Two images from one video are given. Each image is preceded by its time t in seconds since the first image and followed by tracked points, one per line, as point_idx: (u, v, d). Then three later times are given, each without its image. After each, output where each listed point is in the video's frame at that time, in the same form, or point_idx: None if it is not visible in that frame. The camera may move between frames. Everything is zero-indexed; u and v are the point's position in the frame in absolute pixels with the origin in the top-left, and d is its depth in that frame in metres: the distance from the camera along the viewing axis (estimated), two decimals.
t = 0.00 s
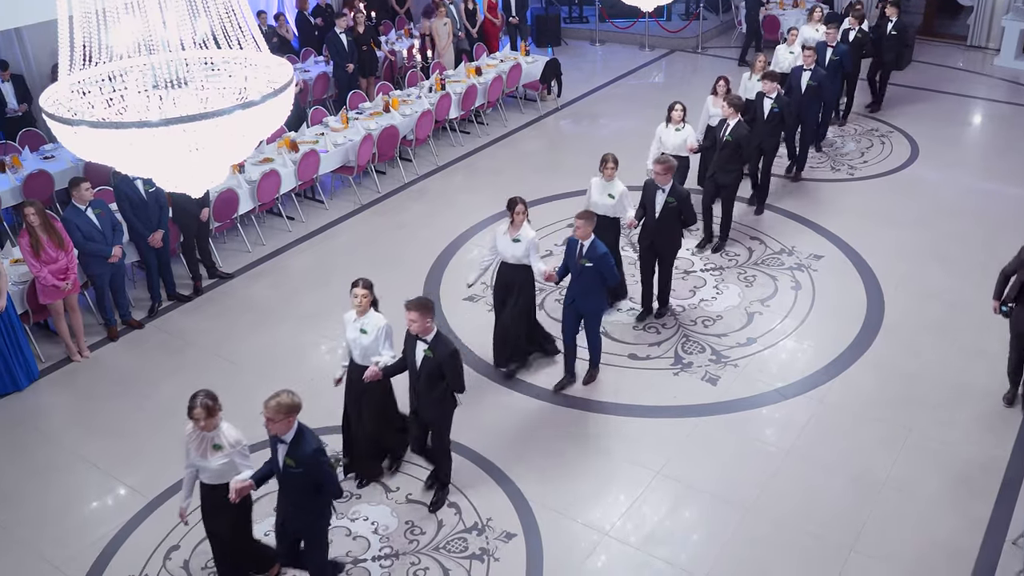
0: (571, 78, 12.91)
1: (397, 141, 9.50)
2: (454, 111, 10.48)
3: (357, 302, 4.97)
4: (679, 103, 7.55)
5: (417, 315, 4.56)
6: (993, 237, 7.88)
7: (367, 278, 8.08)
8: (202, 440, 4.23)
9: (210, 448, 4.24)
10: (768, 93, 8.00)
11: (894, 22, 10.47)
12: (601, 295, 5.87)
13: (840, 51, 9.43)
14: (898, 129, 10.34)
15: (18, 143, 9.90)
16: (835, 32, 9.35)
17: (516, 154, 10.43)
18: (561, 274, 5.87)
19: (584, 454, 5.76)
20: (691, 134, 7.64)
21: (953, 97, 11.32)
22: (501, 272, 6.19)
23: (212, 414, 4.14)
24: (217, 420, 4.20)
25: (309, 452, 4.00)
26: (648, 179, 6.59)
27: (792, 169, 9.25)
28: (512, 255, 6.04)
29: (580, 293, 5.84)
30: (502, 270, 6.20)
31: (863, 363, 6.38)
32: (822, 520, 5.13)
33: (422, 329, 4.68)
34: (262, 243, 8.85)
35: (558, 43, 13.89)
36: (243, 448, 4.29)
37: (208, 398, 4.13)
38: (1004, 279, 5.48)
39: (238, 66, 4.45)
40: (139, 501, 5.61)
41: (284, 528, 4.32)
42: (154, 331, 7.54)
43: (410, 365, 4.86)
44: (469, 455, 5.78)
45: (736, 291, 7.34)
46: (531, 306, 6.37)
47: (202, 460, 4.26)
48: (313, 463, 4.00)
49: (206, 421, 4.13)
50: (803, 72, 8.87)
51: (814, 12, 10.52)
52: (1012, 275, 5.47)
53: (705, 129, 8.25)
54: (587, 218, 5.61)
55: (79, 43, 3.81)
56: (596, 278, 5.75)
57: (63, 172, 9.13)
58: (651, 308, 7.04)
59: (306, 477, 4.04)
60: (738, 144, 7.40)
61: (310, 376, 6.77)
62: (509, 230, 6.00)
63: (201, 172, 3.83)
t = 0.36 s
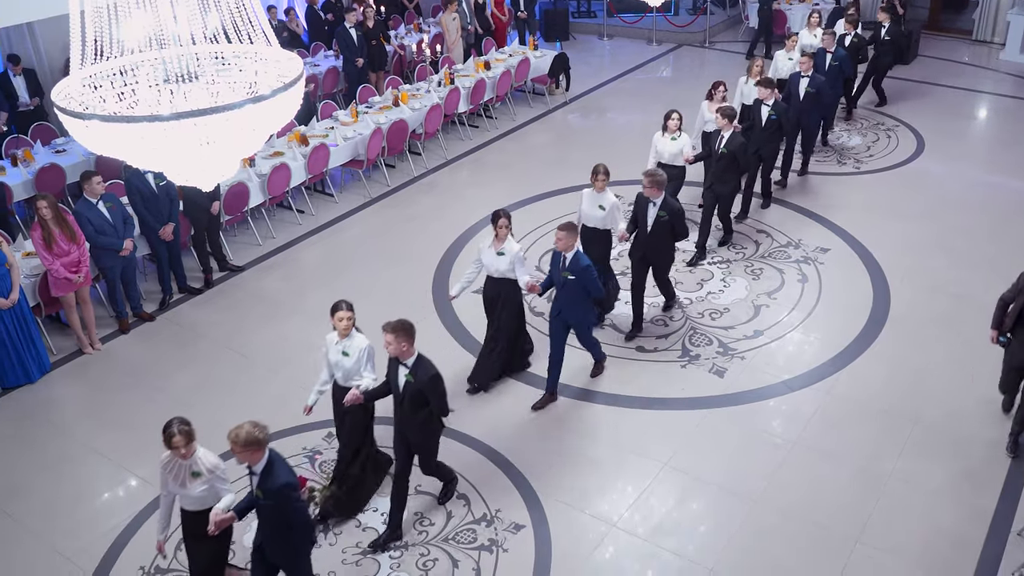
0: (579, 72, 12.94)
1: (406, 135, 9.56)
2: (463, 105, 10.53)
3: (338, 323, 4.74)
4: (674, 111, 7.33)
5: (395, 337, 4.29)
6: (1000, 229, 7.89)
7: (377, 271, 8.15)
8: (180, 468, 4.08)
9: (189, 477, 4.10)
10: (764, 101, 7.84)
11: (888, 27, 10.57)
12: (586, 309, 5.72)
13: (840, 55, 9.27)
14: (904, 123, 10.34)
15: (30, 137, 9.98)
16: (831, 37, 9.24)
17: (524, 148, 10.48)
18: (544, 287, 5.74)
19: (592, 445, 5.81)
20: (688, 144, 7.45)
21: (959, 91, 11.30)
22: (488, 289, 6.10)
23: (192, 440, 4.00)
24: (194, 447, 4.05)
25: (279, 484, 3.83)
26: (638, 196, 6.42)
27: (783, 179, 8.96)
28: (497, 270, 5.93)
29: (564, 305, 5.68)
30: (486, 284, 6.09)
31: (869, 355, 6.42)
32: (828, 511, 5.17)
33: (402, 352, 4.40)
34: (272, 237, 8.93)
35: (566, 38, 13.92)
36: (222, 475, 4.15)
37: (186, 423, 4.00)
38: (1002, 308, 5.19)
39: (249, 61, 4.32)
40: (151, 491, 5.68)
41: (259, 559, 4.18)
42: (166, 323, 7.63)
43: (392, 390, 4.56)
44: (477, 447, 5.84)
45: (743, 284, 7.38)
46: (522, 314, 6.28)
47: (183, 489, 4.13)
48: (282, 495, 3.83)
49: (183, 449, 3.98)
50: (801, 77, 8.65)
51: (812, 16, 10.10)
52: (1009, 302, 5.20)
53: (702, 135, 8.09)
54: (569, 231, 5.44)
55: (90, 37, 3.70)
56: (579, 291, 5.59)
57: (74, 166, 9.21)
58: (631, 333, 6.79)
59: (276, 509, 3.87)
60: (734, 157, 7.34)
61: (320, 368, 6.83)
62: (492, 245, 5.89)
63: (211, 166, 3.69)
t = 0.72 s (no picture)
0: (586, 67, 12.96)
1: (414, 130, 9.62)
2: (471, 100, 10.57)
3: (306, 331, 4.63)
4: (667, 109, 7.29)
5: (368, 345, 4.23)
6: (1006, 223, 7.90)
7: (385, 265, 8.21)
8: (135, 481, 4.00)
9: (143, 490, 4.01)
10: (756, 97, 7.86)
11: (878, 16, 10.52)
12: (568, 313, 5.66)
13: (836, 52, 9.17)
14: (909, 117, 10.34)
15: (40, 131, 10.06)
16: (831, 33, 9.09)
17: (531, 142, 10.51)
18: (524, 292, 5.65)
19: (599, 438, 5.86)
20: (680, 142, 7.39)
21: (965, 85, 11.28)
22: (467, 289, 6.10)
23: (150, 450, 3.91)
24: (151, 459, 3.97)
25: (238, 500, 3.76)
26: (625, 195, 6.31)
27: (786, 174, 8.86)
28: (477, 271, 5.94)
29: (547, 314, 5.66)
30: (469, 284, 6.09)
31: (875, 349, 6.45)
32: (832, 503, 5.21)
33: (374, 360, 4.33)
34: (281, 231, 8.99)
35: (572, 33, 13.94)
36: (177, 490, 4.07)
37: (145, 432, 3.92)
38: (992, 339, 4.78)
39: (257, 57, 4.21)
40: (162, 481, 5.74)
41: None
42: (175, 317, 7.70)
43: (364, 399, 4.48)
44: (485, 440, 5.89)
45: (749, 278, 7.41)
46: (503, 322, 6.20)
47: (135, 503, 4.04)
48: (241, 512, 3.76)
49: (140, 461, 3.90)
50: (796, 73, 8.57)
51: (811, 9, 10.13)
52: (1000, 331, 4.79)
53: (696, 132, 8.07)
54: (552, 236, 5.39)
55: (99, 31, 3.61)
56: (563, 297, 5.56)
57: (84, 160, 9.28)
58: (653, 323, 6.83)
59: (235, 526, 3.80)
60: (725, 152, 7.32)
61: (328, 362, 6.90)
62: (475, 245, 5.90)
63: (220, 162, 3.60)
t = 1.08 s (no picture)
0: (591, 63, 12.98)
1: (421, 125, 9.66)
2: (477, 96, 10.61)
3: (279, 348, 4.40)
4: (655, 119, 7.08)
5: (349, 367, 4.07)
6: (1010, 218, 7.91)
7: (392, 260, 8.25)
8: (99, 503, 3.82)
9: (108, 512, 3.84)
10: (752, 102, 7.78)
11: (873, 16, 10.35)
12: (552, 330, 5.44)
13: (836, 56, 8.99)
14: (913, 113, 10.33)
15: (49, 127, 10.12)
16: (831, 36, 8.88)
17: (538, 138, 10.54)
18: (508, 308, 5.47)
19: (607, 432, 5.90)
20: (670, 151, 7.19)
21: (969, 81, 11.27)
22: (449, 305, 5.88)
23: (113, 471, 3.76)
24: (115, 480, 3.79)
25: (211, 530, 3.65)
26: (615, 205, 6.11)
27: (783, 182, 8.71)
28: (458, 286, 5.74)
29: (531, 331, 5.43)
30: (450, 301, 5.87)
31: (879, 342, 6.49)
32: (836, 496, 5.25)
33: (353, 383, 4.18)
34: (289, 226, 9.05)
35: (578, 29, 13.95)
36: (144, 511, 3.91)
37: (107, 454, 3.77)
38: (976, 368, 4.57)
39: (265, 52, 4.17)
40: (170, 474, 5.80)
41: None
42: (183, 311, 7.76)
43: (343, 420, 4.35)
44: (492, 434, 5.94)
45: (754, 273, 7.44)
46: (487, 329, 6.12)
47: (100, 526, 3.87)
48: (213, 542, 3.64)
49: (103, 482, 3.74)
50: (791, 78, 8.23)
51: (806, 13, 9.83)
52: (985, 359, 4.58)
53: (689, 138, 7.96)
54: (541, 253, 5.18)
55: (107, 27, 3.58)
56: (547, 316, 5.32)
57: (93, 156, 9.34)
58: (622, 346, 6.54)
59: (207, 556, 3.67)
60: (715, 159, 7.18)
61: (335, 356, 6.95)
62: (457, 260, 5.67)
63: (229, 156, 3.60)
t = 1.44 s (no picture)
0: (596, 60, 12.99)
1: (426, 122, 9.69)
2: (482, 93, 10.63)
3: (246, 361, 4.29)
4: (643, 120, 6.95)
5: (323, 390, 3.98)
6: (1013, 214, 7.92)
7: (396, 256, 8.29)
8: (54, 522, 3.79)
9: (65, 531, 3.81)
10: (745, 105, 7.59)
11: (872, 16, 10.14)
12: (537, 341, 5.38)
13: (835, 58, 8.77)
14: (917, 110, 10.32)
15: (55, 123, 10.16)
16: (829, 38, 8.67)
17: (542, 134, 10.57)
18: (488, 319, 5.37)
19: (612, 427, 5.93)
20: (660, 153, 7.06)
21: (973, 78, 11.25)
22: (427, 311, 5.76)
23: (68, 487, 3.77)
24: (69, 497, 3.78)
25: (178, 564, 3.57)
26: (602, 211, 6.05)
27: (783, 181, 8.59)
28: (438, 294, 5.60)
29: (515, 341, 5.38)
30: (430, 311, 5.72)
31: (882, 338, 6.51)
32: (839, 492, 5.27)
33: (328, 404, 4.08)
34: (295, 222, 9.09)
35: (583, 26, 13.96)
36: (103, 526, 3.89)
37: (61, 469, 3.78)
38: (970, 403, 4.37)
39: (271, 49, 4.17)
40: (177, 469, 5.84)
41: None
42: (189, 308, 7.81)
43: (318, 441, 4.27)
44: (496, 430, 5.97)
45: (758, 269, 7.46)
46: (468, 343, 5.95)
47: (56, 546, 3.82)
48: None
49: (57, 498, 3.73)
50: (787, 80, 8.05)
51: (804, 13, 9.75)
52: (981, 395, 4.36)
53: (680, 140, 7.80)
54: (523, 261, 5.14)
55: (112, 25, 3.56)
56: (531, 326, 5.28)
57: (99, 152, 9.38)
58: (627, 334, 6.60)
59: None
60: (706, 164, 7.04)
61: (340, 352, 6.99)
62: (436, 266, 5.55)
63: (235, 153, 3.62)
